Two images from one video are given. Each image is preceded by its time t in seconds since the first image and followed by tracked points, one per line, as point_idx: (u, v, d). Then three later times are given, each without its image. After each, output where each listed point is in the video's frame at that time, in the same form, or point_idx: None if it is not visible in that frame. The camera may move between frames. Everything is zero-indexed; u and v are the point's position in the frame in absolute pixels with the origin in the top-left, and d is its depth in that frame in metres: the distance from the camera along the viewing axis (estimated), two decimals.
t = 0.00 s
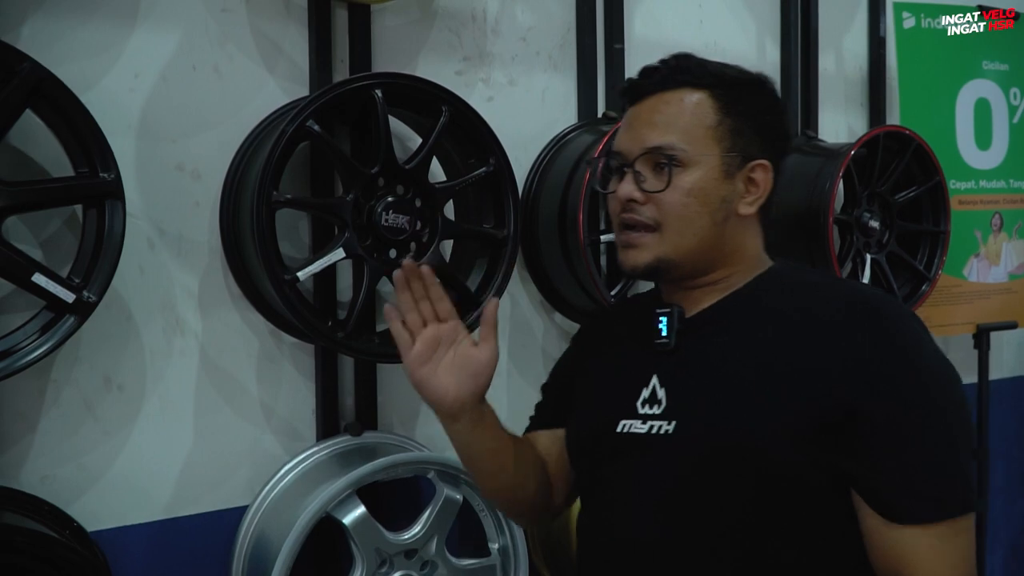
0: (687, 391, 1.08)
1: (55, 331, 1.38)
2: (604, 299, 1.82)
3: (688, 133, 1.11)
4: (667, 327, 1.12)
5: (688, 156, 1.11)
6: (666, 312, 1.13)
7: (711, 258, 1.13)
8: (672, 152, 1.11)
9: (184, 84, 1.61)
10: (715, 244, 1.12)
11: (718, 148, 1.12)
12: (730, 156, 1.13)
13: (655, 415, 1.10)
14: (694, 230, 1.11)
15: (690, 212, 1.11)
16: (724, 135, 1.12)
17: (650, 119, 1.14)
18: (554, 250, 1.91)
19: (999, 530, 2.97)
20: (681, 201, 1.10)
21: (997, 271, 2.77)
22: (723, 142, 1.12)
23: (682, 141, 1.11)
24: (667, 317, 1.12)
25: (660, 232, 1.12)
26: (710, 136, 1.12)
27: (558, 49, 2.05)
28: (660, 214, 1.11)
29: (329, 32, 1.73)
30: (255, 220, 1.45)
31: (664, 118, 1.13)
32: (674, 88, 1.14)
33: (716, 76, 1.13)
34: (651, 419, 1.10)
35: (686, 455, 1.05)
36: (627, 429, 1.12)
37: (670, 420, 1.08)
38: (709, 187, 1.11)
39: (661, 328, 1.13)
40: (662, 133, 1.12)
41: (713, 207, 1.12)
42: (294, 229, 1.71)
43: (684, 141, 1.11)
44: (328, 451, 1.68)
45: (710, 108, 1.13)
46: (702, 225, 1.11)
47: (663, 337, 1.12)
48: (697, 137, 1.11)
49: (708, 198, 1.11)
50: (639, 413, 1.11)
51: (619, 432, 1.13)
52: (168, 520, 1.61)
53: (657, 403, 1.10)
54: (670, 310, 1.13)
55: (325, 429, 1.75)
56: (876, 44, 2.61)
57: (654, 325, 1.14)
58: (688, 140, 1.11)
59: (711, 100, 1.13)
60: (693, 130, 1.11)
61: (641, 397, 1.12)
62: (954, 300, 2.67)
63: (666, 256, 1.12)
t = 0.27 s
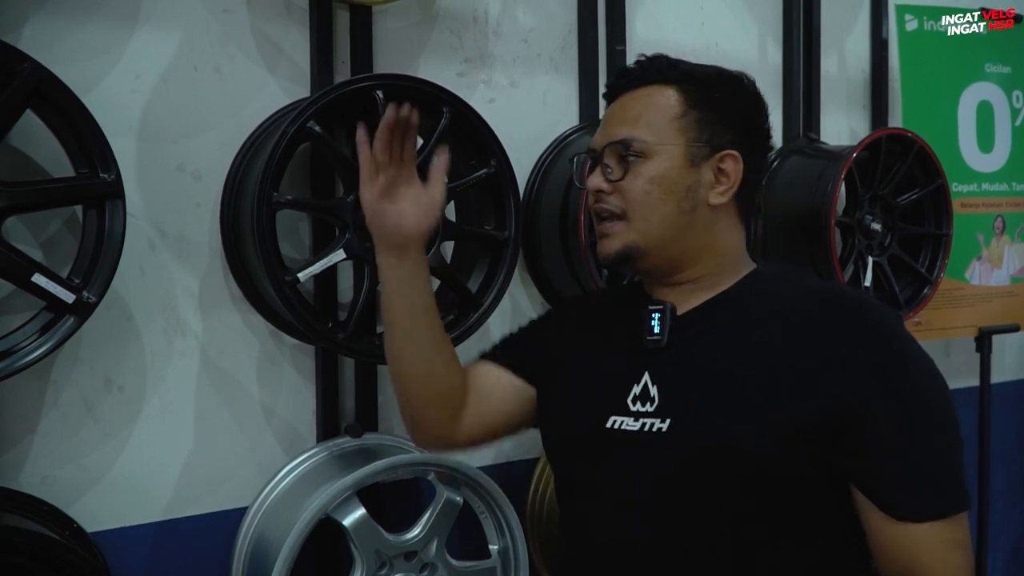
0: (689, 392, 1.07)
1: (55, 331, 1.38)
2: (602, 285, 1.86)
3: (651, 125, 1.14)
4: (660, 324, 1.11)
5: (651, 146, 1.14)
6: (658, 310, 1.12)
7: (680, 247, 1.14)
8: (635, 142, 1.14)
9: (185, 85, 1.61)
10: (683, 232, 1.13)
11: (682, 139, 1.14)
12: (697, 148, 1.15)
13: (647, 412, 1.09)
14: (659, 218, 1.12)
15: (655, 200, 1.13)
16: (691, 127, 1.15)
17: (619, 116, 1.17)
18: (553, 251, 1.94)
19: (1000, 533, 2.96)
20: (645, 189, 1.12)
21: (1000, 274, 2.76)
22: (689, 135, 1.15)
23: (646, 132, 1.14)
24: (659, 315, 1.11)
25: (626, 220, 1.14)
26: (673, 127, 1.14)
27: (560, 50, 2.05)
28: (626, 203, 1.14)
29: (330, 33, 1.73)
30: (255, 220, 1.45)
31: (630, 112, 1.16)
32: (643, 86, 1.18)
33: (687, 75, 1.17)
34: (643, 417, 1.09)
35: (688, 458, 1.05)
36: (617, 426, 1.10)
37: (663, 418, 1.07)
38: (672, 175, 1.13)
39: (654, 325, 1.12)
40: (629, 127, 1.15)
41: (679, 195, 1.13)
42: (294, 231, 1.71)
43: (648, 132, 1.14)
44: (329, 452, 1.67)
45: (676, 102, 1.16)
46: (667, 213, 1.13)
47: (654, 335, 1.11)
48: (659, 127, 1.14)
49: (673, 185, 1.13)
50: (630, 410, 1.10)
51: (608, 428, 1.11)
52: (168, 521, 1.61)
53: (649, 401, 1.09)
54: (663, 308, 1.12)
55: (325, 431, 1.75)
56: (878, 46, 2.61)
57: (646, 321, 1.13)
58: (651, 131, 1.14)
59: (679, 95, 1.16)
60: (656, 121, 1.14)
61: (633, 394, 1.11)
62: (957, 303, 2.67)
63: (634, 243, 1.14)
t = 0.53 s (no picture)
0: (693, 392, 1.07)
1: (57, 328, 1.38)
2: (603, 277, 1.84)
3: (658, 118, 1.18)
4: (676, 321, 1.10)
5: (655, 137, 1.17)
6: (674, 306, 1.11)
7: (680, 236, 1.16)
8: (640, 134, 1.18)
9: (188, 83, 1.61)
10: (683, 221, 1.15)
11: (688, 131, 1.17)
12: (702, 140, 1.16)
13: (657, 409, 1.08)
14: (658, 206, 1.15)
15: (654, 188, 1.16)
16: (698, 120, 1.17)
17: (633, 112, 1.22)
18: (557, 250, 1.92)
19: (1002, 535, 2.95)
20: (644, 178, 1.16)
21: (1003, 275, 2.75)
22: (695, 127, 1.17)
23: (652, 125, 1.18)
24: (676, 312, 1.11)
25: (628, 209, 1.17)
26: (679, 120, 1.17)
27: (563, 50, 2.05)
28: (626, 191, 1.17)
29: (333, 32, 1.73)
30: (258, 219, 1.45)
31: (642, 108, 1.20)
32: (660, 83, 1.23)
33: (702, 71, 1.20)
34: (652, 413, 1.08)
35: (690, 457, 1.05)
36: (625, 421, 1.10)
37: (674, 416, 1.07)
38: (672, 164, 1.15)
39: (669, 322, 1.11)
40: (638, 120, 1.20)
41: (679, 184, 1.16)
42: (297, 230, 1.71)
43: (653, 123, 1.18)
44: (330, 451, 1.67)
45: (686, 96, 1.18)
46: (665, 202, 1.15)
47: (670, 332, 1.10)
48: (665, 120, 1.18)
49: (673, 175, 1.15)
50: (640, 406, 1.09)
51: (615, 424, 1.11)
52: (169, 520, 1.61)
53: (659, 398, 1.09)
54: (680, 304, 1.11)
55: (327, 429, 1.75)
56: (882, 46, 2.60)
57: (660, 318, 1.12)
58: (656, 123, 1.18)
59: (692, 91, 1.19)
60: (663, 114, 1.18)
61: (644, 390, 1.10)
62: (961, 304, 2.66)
63: (635, 230, 1.16)
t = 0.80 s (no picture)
0: (698, 394, 1.06)
1: (60, 326, 1.37)
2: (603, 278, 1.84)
3: (680, 121, 1.16)
4: (681, 322, 1.11)
5: (678, 141, 1.15)
6: (680, 308, 1.12)
7: (701, 242, 1.15)
8: (663, 138, 1.15)
9: (192, 81, 1.61)
10: (705, 227, 1.14)
11: (710, 135, 1.15)
12: (724, 144, 1.15)
13: (664, 413, 1.08)
14: (682, 212, 1.13)
15: (678, 194, 1.14)
16: (719, 123, 1.16)
17: (651, 113, 1.19)
18: (561, 251, 1.92)
19: (1005, 538, 2.94)
20: (667, 183, 1.14)
21: (1008, 277, 2.75)
22: (718, 130, 1.16)
23: (674, 128, 1.16)
24: (681, 313, 1.11)
25: (650, 215, 1.15)
26: (701, 124, 1.16)
27: (568, 49, 2.05)
28: (648, 196, 1.15)
29: (337, 30, 1.73)
30: (261, 217, 1.45)
31: (662, 110, 1.18)
32: (674, 82, 1.21)
33: (719, 69, 1.18)
34: (660, 416, 1.08)
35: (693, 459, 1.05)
36: (633, 424, 1.10)
37: (681, 419, 1.06)
38: (697, 170, 1.14)
39: (675, 323, 1.12)
40: (656, 121, 1.18)
41: (702, 189, 1.14)
42: (300, 228, 1.70)
43: (674, 126, 1.16)
44: (333, 450, 1.67)
45: (706, 99, 1.17)
46: (690, 208, 1.14)
47: (676, 332, 1.11)
48: (687, 123, 1.16)
49: (697, 181, 1.14)
50: (648, 409, 1.09)
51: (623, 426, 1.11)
52: (170, 518, 1.61)
53: (667, 401, 1.08)
54: (686, 305, 1.12)
55: (329, 428, 1.75)
56: (888, 47, 2.59)
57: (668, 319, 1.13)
58: (678, 126, 1.16)
59: (709, 93, 1.17)
60: (685, 118, 1.16)
61: (651, 392, 1.10)
62: (965, 306, 2.65)
63: (658, 237, 1.15)
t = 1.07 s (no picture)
0: (704, 396, 1.06)
1: (62, 327, 1.37)
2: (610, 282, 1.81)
3: (692, 156, 1.06)
4: (676, 343, 1.08)
5: (692, 181, 1.06)
6: (674, 329, 1.08)
7: (715, 279, 1.10)
8: (675, 177, 1.06)
9: (196, 81, 1.60)
10: (719, 268, 1.09)
11: (721, 170, 1.08)
12: (736, 178, 1.09)
13: (665, 434, 1.07)
14: (697, 257, 1.07)
15: (694, 239, 1.07)
16: (730, 155, 1.09)
17: (653, 140, 1.07)
18: (565, 251, 1.91)
19: (1009, 541, 2.94)
20: (683, 228, 1.06)
21: (1012, 278, 2.74)
22: (728, 164, 1.09)
23: (687, 165, 1.06)
24: (675, 335, 1.08)
25: (662, 261, 1.07)
26: (713, 158, 1.07)
27: (572, 49, 2.04)
28: (660, 243, 1.07)
29: (341, 30, 1.72)
30: (265, 217, 1.45)
31: (666, 140, 1.06)
32: (676, 104, 1.08)
33: (722, 87, 1.10)
34: (662, 437, 1.07)
35: (699, 461, 1.04)
36: (636, 444, 1.09)
37: (681, 441, 1.05)
38: (713, 211, 1.07)
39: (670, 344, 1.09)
40: (665, 154, 1.06)
41: (717, 231, 1.08)
42: (303, 228, 1.70)
43: (687, 162, 1.06)
44: (336, 451, 1.66)
45: (714, 128, 1.08)
46: (705, 252, 1.08)
47: (671, 354, 1.08)
48: (699, 159, 1.07)
49: (711, 223, 1.07)
50: (649, 429, 1.08)
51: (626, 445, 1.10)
52: (173, 519, 1.60)
53: (668, 422, 1.07)
54: (680, 325, 1.08)
55: (333, 429, 1.74)
56: (892, 47, 2.59)
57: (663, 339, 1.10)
58: (691, 163, 1.06)
59: (716, 120, 1.08)
60: (696, 152, 1.06)
61: (652, 413, 1.09)
62: (969, 307, 2.64)
63: (671, 283, 1.08)
